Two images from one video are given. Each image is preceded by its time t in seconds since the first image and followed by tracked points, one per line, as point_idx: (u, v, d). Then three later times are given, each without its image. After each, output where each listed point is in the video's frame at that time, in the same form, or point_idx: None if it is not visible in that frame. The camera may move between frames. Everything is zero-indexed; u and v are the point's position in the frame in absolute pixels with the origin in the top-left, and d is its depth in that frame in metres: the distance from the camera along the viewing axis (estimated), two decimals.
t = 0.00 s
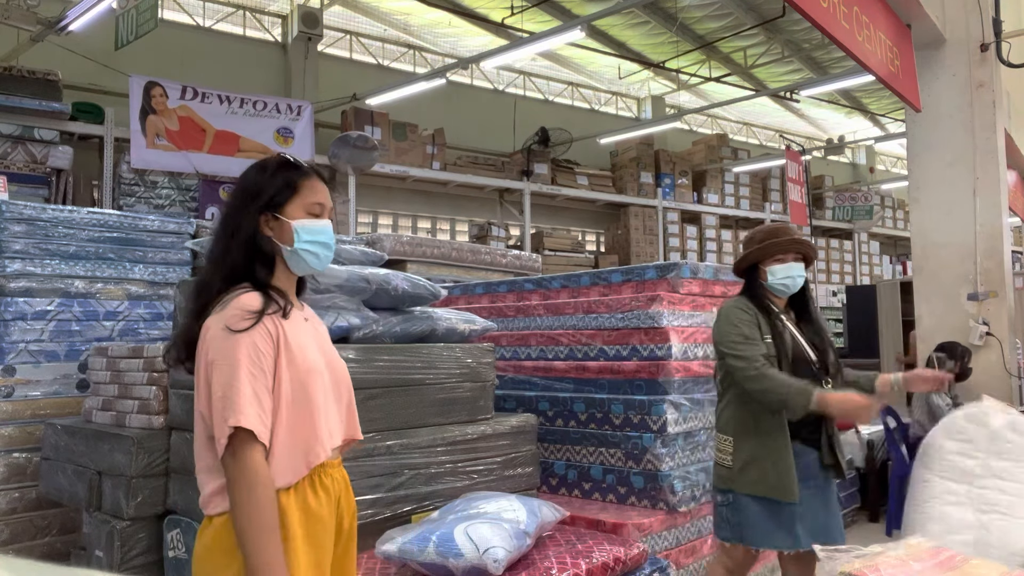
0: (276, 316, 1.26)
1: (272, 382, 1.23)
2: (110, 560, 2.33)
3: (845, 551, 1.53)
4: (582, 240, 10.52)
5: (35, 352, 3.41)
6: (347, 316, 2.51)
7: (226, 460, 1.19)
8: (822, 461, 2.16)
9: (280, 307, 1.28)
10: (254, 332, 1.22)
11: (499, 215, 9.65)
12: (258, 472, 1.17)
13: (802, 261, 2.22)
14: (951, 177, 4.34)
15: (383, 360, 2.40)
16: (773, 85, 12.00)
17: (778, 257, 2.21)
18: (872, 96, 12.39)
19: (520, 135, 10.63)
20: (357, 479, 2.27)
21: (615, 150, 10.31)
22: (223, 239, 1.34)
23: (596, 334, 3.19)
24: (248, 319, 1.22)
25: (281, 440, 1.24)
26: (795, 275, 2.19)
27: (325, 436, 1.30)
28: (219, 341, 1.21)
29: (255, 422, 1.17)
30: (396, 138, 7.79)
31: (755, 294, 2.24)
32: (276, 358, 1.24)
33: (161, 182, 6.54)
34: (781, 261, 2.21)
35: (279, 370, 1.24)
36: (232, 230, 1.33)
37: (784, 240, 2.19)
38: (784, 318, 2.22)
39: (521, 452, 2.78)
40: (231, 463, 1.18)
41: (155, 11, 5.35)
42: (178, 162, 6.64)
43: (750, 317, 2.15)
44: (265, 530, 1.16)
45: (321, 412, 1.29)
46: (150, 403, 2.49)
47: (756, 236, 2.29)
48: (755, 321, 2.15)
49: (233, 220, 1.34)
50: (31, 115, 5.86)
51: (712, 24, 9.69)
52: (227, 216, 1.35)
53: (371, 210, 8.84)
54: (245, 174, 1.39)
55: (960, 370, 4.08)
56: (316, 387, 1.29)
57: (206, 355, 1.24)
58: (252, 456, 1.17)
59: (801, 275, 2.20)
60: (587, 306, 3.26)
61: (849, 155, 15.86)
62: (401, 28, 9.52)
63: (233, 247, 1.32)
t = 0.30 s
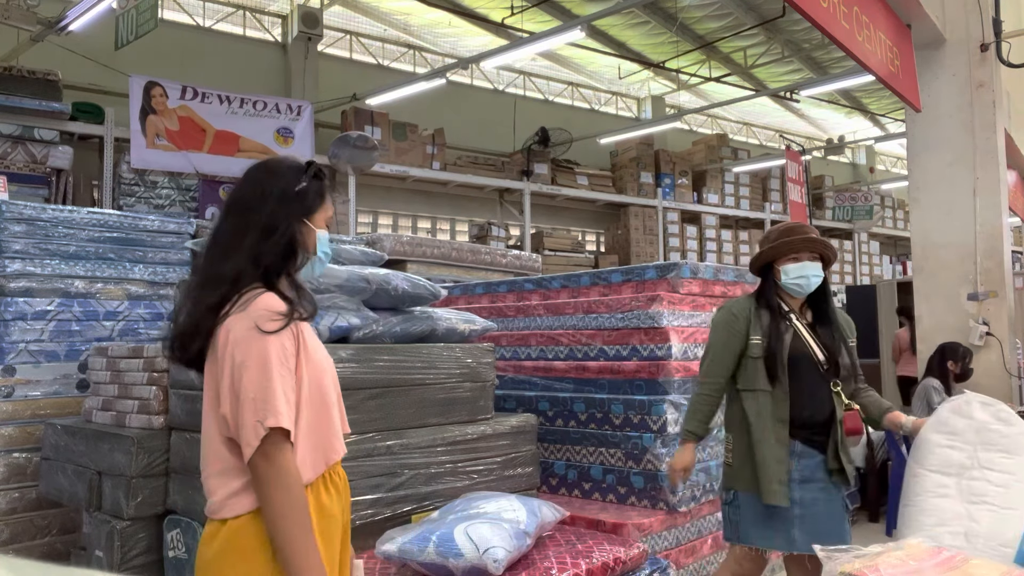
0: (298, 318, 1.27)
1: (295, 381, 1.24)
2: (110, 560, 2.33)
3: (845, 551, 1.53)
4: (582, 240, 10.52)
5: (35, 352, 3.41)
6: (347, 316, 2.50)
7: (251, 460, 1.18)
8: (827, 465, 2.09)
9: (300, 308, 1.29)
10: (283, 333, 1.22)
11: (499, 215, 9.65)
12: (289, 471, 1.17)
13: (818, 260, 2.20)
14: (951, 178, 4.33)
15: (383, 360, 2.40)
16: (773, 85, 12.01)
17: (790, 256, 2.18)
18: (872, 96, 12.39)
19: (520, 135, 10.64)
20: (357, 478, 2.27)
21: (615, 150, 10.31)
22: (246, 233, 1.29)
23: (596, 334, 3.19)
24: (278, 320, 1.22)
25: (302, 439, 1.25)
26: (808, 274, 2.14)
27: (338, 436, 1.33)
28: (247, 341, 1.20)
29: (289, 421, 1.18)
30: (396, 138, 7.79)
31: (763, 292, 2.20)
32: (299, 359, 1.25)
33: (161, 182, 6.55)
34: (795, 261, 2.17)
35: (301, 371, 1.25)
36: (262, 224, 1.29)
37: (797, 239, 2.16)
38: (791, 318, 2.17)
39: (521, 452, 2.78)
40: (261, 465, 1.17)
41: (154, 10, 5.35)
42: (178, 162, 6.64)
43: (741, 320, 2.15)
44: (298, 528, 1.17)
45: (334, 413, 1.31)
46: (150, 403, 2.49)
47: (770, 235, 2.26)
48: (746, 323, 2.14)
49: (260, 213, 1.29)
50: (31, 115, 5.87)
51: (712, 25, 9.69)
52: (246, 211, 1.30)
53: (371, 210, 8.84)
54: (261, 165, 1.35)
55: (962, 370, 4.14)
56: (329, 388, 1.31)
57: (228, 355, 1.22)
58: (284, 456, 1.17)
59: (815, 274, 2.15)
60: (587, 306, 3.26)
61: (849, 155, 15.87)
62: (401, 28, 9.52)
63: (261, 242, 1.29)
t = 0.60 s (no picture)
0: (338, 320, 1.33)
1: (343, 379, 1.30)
2: (110, 560, 2.33)
3: (845, 551, 1.53)
4: (582, 240, 10.51)
5: (35, 352, 3.41)
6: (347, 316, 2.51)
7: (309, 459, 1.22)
8: (813, 465, 2.05)
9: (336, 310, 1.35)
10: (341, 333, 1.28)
11: (499, 215, 9.65)
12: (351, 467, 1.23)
13: (805, 259, 2.18)
14: (951, 178, 4.32)
15: (383, 360, 2.40)
16: (773, 85, 12.01)
17: (776, 256, 2.17)
18: (872, 97, 12.39)
19: (520, 135, 10.64)
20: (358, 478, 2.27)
21: (615, 150, 10.31)
22: (289, 231, 1.28)
23: (596, 334, 3.19)
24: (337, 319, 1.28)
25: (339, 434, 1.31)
26: (791, 273, 2.12)
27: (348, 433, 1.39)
28: (315, 339, 1.24)
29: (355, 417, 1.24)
30: (396, 138, 7.79)
31: (745, 293, 2.21)
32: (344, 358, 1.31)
33: (161, 182, 6.55)
34: (779, 260, 2.16)
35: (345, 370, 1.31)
36: (306, 226, 1.30)
37: (782, 237, 2.16)
38: (772, 317, 2.15)
39: (521, 452, 2.78)
40: (330, 457, 1.21)
41: (155, 10, 5.35)
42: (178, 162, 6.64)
43: (719, 322, 2.17)
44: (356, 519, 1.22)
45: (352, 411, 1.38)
46: (150, 403, 2.49)
47: (758, 234, 2.26)
48: (724, 325, 2.16)
49: (303, 215, 1.30)
50: (31, 115, 5.87)
51: (712, 25, 9.69)
52: (286, 211, 1.29)
53: (371, 210, 8.84)
54: (280, 165, 1.34)
55: (963, 372, 4.12)
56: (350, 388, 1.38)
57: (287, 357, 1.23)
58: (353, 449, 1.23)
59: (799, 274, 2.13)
60: (588, 306, 3.26)
61: (849, 155, 15.87)
62: (401, 28, 9.52)
63: (305, 243, 1.30)
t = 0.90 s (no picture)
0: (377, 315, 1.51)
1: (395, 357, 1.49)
2: (110, 560, 2.33)
3: (845, 550, 1.53)
4: (582, 240, 10.51)
5: (35, 352, 3.41)
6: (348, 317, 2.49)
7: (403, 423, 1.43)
8: (802, 465, 2.07)
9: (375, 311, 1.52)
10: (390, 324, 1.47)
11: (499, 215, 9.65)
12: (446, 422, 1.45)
13: (785, 255, 2.19)
14: (951, 178, 4.33)
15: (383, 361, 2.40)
16: (773, 85, 12.01)
17: (756, 254, 2.17)
18: (872, 96, 12.39)
19: (520, 136, 10.64)
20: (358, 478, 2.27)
21: (615, 150, 10.30)
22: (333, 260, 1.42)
23: (596, 334, 3.19)
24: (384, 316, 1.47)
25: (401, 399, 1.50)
26: (774, 269, 2.12)
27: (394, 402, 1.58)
28: (372, 331, 1.43)
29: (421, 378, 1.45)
30: (396, 137, 7.79)
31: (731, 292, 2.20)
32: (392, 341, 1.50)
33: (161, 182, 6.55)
34: (761, 257, 2.17)
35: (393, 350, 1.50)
36: (345, 252, 1.45)
37: (760, 234, 2.18)
38: (760, 317, 2.14)
39: (521, 452, 2.78)
40: (416, 412, 1.42)
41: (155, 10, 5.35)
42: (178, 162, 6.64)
43: (708, 321, 2.15)
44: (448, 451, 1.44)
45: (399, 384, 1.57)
46: (150, 403, 2.49)
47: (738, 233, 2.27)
48: (713, 324, 2.14)
49: (340, 241, 1.44)
50: (31, 115, 5.87)
51: (712, 25, 9.69)
52: (325, 238, 1.43)
53: (371, 210, 8.84)
54: (306, 198, 1.47)
55: (962, 372, 4.09)
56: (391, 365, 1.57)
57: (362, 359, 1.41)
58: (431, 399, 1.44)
59: (782, 270, 2.12)
60: (588, 306, 3.26)
61: (849, 155, 15.87)
62: (401, 28, 9.52)
63: (347, 266, 1.44)
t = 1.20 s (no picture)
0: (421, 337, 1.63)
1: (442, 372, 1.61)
2: (110, 560, 2.33)
3: (846, 551, 1.52)
4: (582, 240, 10.52)
5: (35, 352, 3.41)
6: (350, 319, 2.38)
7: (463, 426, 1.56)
8: (808, 465, 2.08)
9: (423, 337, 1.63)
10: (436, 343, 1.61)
11: (499, 215, 9.66)
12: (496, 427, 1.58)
13: (786, 256, 2.18)
14: (951, 179, 4.32)
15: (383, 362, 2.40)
16: (773, 85, 12.01)
17: (757, 255, 2.17)
18: (872, 96, 12.40)
19: (520, 136, 10.64)
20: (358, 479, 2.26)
21: (615, 150, 10.31)
22: (383, 302, 1.53)
23: (596, 334, 3.19)
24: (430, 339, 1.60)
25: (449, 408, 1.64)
26: (774, 271, 2.12)
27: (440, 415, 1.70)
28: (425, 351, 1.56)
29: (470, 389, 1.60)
30: (396, 137, 7.79)
31: (731, 293, 2.19)
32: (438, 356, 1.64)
33: (161, 182, 6.55)
34: (762, 258, 2.16)
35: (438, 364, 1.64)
36: (398, 295, 1.55)
37: (762, 236, 2.16)
38: (762, 318, 2.14)
39: (521, 452, 2.77)
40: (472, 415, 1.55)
41: (155, 10, 5.34)
42: (178, 162, 6.65)
43: (711, 322, 2.13)
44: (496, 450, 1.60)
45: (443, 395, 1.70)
46: (150, 403, 2.50)
47: (736, 234, 2.26)
48: (717, 326, 2.12)
49: (391, 287, 1.54)
50: (31, 115, 5.87)
51: (712, 25, 9.69)
52: (375, 284, 1.54)
53: (371, 210, 8.84)
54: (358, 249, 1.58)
55: (963, 371, 4.03)
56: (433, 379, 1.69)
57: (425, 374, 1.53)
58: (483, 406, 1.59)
59: (782, 271, 2.13)
60: (588, 306, 3.27)
61: (849, 155, 15.87)
62: (401, 28, 9.52)
63: (399, 309, 1.54)
